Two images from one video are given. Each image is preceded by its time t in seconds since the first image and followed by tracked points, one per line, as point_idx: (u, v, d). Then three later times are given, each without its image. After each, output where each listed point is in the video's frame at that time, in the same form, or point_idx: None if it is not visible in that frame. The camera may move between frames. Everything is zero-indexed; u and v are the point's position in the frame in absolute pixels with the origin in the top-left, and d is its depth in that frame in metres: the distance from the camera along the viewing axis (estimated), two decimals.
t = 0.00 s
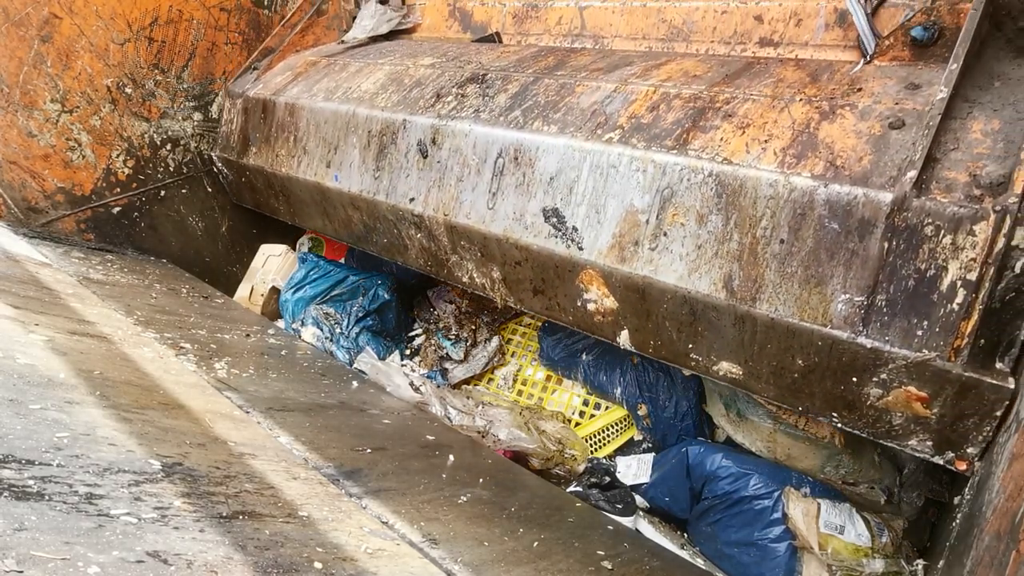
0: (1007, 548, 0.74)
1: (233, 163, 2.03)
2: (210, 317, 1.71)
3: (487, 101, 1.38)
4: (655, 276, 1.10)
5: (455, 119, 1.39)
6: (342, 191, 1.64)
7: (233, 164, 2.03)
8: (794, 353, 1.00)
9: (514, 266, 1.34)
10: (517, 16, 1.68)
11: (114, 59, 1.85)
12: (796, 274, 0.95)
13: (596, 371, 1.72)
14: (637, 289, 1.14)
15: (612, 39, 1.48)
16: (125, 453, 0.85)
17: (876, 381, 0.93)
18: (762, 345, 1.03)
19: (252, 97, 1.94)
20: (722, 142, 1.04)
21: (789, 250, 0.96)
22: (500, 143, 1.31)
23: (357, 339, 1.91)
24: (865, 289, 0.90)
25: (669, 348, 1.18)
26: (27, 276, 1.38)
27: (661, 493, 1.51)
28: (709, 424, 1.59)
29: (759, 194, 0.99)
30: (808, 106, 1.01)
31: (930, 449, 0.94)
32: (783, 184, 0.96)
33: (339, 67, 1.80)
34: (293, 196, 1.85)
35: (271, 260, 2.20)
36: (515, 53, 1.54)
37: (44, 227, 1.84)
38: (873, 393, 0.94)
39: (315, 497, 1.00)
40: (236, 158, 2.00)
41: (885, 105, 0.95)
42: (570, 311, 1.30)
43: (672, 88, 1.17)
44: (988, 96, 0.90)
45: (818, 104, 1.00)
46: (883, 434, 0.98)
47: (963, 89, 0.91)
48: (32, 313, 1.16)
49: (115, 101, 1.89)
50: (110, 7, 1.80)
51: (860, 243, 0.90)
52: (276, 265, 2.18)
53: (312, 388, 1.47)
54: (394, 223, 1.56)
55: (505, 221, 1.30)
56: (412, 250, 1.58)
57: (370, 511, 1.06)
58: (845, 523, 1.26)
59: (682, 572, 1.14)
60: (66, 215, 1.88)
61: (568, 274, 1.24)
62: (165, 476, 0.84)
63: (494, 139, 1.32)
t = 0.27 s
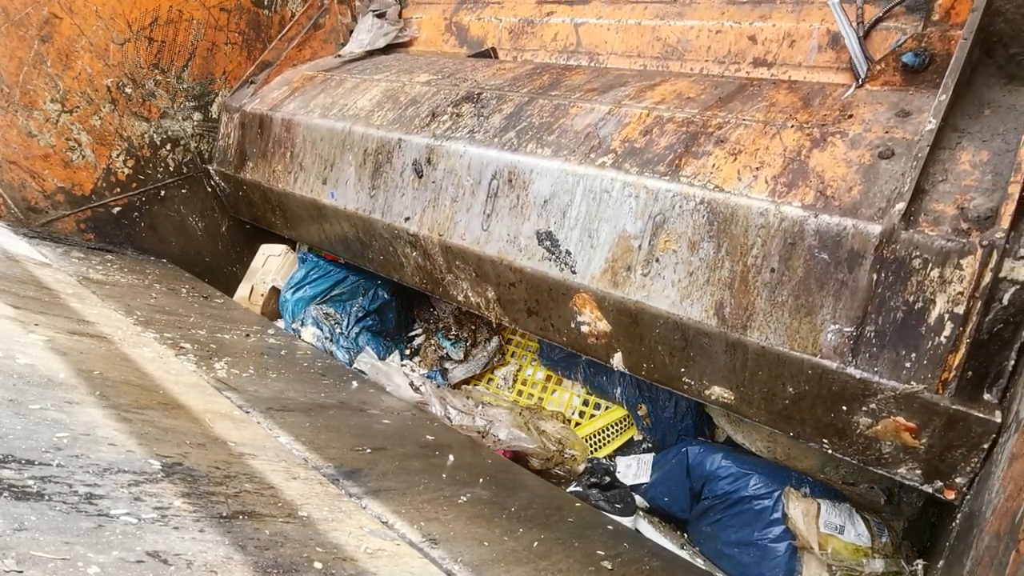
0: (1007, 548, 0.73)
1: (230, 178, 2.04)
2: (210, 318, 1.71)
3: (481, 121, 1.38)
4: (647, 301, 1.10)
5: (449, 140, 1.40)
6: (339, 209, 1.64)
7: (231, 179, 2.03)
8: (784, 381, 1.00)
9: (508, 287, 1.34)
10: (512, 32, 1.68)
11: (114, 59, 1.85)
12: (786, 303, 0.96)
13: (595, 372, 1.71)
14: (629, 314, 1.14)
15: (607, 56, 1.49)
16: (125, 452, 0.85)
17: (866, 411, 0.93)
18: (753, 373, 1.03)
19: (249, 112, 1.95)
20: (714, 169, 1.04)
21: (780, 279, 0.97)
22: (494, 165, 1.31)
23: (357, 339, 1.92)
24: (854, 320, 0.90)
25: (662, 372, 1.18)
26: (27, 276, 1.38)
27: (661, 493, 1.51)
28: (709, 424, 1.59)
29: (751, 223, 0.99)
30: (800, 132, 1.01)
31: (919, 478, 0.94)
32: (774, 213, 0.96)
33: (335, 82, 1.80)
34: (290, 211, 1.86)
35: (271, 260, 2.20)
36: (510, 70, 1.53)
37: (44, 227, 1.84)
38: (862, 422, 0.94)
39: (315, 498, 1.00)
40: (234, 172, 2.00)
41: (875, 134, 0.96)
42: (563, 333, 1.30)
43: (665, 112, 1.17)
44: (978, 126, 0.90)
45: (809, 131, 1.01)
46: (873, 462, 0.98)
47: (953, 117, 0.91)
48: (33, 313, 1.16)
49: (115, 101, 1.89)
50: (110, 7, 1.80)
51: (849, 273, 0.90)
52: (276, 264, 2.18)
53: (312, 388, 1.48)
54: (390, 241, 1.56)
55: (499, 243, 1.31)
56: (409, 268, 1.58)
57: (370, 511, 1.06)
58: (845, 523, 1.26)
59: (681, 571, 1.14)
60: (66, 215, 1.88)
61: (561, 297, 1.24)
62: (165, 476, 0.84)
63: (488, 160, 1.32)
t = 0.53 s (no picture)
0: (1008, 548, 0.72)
1: (227, 191, 2.04)
2: (210, 317, 1.71)
3: (476, 141, 1.39)
4: (639, 327, 1.10)
5: (444, 160, 1.40)
6: (335, 226, 1.64)
7: (228, 193, 2.04)
8: (775, 408, 1.00)
9: (502, 308, 1.34)
10: (509, 47, 1.70)
11: (114, 59, 1.85)
12: (777, 332, 0.96)
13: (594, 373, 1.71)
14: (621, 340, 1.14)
15: (602, 73, 1.51)
16: (125, 452, 0.85)
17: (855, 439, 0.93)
18: (744, 399, 1.03)
19: (246, 127, 1.95)
20: (706, 195, 1.04)
21: (771, 307, 0.97)
22: (489, 186, 1.31)
23: (356, 340, 1.92)
24: (843, 350, 0.90)
25: (655, 394, 1.18)
26: (27, 276, 1.38)
27: (660, 492, 1.51)
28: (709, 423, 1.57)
29: (742, 251, 0.99)
30: (792, 158, 1.02)
31: (908, 506, 0.94)
32: (765, 242, 0.96)
33: (331, 97, 1.80)
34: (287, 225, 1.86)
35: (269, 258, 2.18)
36: (505, 87, 1.54)
37: (44, 227, 1.84)
38: (852, 450, 0.95)
39: (315, 498, 1.00)
40: (231, 186, 2.00)
41: (865, 162, 0.96)
42: (557, 353, 1.30)
43: (658, 135, 1.18)
44: (967, 155, 0.90)
45: (801, 158, 1.01)
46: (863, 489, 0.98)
47: (944, 146, 0.92)
48: (32, 313, 1.16)
49: (115, 101, 1.89)
50: (110, 7, 1.80)
51: (839, 304, 0.90)
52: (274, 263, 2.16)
53: (311, 388, 1.48)
54: (385, 259, 1.56)
55: (494, 264, 1.30)
56: (405, 285, 1.58)
57: (370, 511, 1.06)
58: (845, 523, 1.26)
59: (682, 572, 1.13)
60: (66, 215, 1.88)
61: (554, 319, 1.24)
62: (165, 476, 0.84)
63: (483, 182, 1.32)
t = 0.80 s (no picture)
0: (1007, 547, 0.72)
1: (224, 205, 2.03)
2: (210, 318, 1.71)
3: (471, 161, 1.39)
4: (632, 353, 1.10)
5: (440, 180, 1.40)
6: (332, 244, 1.64)
7: (225, 207, 2.03)
8: (767, 435, 1.00)
9: (496, 328, 1.33)
10: (505, 62, 1.70)
11: (114, 58, 1.85)
12: (767, 359, 0.97)
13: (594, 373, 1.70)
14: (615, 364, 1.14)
15: (597, 90, 1.51)
16: (124, 452, 0.85)
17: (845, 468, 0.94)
18: (737, 425, 1.03)
19: (243, 142, 1.94)
20: (698, 222, 1.05)
21: (762, 335, 0.97)
22: (484, 208, 1.31)
23: (357, 340, 1.92)
24: (833, 381, 0.91)
25: (648, 417, 1.17)
26: (27, 276, 1.38)
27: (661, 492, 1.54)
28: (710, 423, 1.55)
29: (733, 279, 0.99)
30: (784, 184, 1.02)
31: (898, 533, 0.95)
32: (756, 271, 0.97)
33: (328, 113, 1.80)
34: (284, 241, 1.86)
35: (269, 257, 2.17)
36: (501, 104, 1.55)
37: (44, 227, 1.84)
38: (842, 478, 0.95)
39: (315, 497, 1.00)
40: (228, 202, 2.00)
41: (856, 189, 0.97)
42: (551, 375, 1.29)
43: (652, 157, 1.18)
44: (957, 184, 0.91)
45: (792, 184, 1.01)
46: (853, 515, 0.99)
47: (934, 175, 0.93)
48: (32, 313, 1.16)
49: (115, 101, 1.89)
50: (110, 7, 1.80)
51: (829, 334, 0.91)
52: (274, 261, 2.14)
53: (311, 388, 1.47)
54: (382, 277, 1.56)
55: (488, 286, 1.30)
56: (401, 303, 1.57)
57: (370, 511, 1.07)
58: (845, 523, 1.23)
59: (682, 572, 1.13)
60: (66, 215, 1.88)
61: (548, 342, 1.24)
62: (165, 476, 0.84)
63: (477, 203, 1.32)
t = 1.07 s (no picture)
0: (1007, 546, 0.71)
1: (221, 218, 2.03)
2: (210, 318, 1.71)
3: (466, 181, 1.39)
4: (624, 378, 1.10)
5: (435, 200, 1.40)
6: (329, 261, 1.64)
7: (223, 220, 2.02)
8: (757, 461, 1.00)
9: (491, 349, 1.32)
10: (501, 78, 1.71)
11: (114, 59, 1.85)
12: (758, 388, 0.97)
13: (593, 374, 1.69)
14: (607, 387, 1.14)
15: (593, 107, 1.51)
16: (125, 452, 0.85)
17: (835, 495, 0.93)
18: (728, 451, 1.03)
19: (240, 156, 1.94)
20: (690, 247, 1.05)
21: (753, 363, 0.97)
22: (478, 229, 1.32)
23: (357, 339, 1.92)
24: (822, 411, 0.91)
25: (640, 440, 1.16)
26: (27, 276, 1.38)
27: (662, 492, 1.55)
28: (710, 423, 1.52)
29: (724, 307, 0.99)
30: (776, 210, 1.02)
31: (888, 561, 0.94)
32: (747, 299, 0.97)
33: (325, 128, 1.81)
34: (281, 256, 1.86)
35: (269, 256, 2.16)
36: (496, 121, 1.55)
37: (44, 227, 1.84)
38: (832, 505, 0.95)
39: (315, 497, 1.00)
40: (225, 216, 1.99)
41: (847, 216, 0.97)
42: (545, 397, 1.29)
43: (645, 180, 1.18)
44: (946, 212, 0.91)
45: (784, 211, 1.01)
46: (844, 541, 0.98)
47: (923, 203, 0.92)
48: (33, 313, 1.16)
49: (115, 101, 1.89)
50: (110, 7, 1.81)
51: (818, 364, 0.91)
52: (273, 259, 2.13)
53: (311, 388, 1.47)
54: (378, 295, 1.56)
55: (482, 306, 1.30)
56: (397, 321, 1.57)
57: (370, 511, 1.07)
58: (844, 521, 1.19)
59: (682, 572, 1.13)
60: (66, 215, 1.88)
61: (541, 364, 1.23)
62: (165, 476, 0.84)
63: (472, 224, 1.33)
